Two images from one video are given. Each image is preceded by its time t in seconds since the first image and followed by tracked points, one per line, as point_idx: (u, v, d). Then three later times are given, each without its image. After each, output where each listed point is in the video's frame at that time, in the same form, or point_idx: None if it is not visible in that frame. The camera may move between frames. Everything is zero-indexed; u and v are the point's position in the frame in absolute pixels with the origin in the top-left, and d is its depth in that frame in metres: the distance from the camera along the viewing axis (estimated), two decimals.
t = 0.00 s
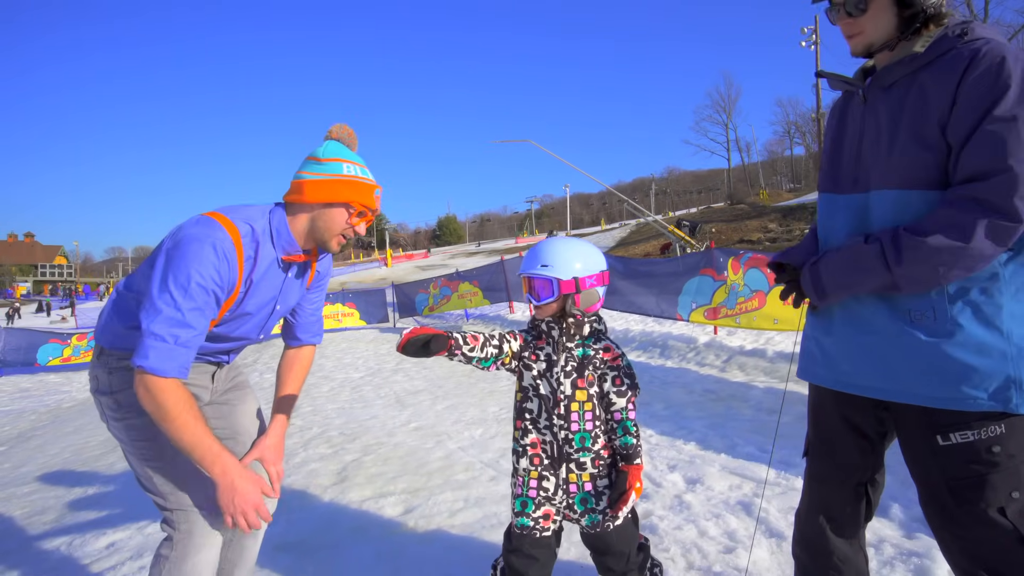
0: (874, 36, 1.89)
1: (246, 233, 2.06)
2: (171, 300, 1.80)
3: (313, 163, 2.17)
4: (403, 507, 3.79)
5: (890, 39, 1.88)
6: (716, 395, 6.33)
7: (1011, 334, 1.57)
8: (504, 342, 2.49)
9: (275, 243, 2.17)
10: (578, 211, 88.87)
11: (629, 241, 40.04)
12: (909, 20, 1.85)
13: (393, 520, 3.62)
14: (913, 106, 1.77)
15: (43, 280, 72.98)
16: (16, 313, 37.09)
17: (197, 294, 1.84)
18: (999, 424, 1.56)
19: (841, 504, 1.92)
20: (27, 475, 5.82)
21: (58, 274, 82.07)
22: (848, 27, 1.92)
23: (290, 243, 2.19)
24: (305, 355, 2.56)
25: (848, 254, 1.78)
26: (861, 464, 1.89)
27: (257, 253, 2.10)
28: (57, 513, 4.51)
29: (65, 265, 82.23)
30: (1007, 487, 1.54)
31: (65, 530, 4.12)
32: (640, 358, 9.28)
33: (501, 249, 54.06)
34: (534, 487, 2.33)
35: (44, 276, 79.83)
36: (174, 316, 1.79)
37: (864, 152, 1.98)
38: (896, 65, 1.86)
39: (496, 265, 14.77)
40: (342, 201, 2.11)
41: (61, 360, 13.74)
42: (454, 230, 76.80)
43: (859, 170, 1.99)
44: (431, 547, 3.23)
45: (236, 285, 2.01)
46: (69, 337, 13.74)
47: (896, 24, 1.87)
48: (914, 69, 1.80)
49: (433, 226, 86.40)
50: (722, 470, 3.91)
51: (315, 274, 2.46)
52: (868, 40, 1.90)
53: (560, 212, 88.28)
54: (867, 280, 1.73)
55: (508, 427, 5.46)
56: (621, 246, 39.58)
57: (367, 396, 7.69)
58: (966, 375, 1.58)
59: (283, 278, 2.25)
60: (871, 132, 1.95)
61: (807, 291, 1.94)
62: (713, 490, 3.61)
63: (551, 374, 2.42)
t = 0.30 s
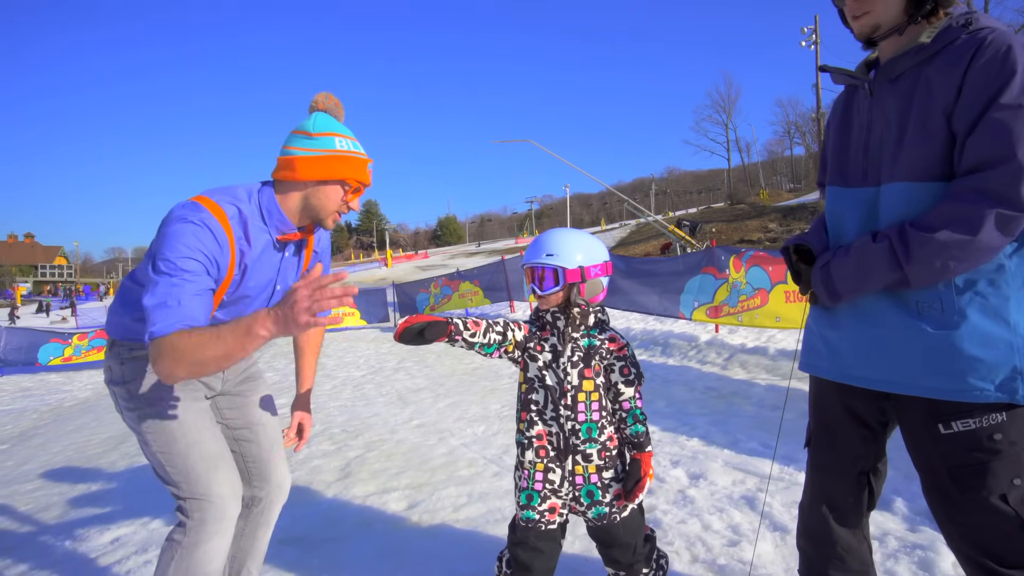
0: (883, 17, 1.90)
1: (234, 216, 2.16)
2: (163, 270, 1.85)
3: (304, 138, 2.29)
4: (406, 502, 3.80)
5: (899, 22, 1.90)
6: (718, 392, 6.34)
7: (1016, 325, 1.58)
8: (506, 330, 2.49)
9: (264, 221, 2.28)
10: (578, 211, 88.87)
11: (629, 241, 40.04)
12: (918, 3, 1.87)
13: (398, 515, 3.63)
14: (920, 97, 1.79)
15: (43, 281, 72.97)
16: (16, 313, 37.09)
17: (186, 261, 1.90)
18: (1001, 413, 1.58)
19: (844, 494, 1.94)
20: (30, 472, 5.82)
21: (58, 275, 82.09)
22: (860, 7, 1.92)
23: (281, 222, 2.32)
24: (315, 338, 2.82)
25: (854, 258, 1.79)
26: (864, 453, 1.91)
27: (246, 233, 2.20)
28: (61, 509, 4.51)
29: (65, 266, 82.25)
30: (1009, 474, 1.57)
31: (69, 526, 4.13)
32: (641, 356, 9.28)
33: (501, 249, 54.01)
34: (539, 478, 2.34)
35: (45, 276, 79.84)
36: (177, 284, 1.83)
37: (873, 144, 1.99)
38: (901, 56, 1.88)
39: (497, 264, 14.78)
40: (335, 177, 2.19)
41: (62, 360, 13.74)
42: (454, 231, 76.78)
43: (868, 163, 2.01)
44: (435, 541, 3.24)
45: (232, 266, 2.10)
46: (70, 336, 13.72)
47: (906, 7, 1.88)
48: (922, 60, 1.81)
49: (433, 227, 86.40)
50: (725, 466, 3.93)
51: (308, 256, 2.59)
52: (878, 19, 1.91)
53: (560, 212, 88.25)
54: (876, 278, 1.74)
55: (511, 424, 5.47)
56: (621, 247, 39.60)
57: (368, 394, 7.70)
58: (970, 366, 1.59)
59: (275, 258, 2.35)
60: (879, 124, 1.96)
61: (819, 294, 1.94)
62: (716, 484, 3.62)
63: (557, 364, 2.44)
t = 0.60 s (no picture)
0: (879, 18, 1.91)
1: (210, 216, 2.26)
2: (159, 267, 1.92)
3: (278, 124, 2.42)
4: (409, 501, 3.81)
5: (895, 23, 1.91)
6: (719, 391, 6.35)
7: (1017, 322, 1.59)
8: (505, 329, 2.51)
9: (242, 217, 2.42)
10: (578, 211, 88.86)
11: (630, 241, 40.05)
12: (914, 3, 1.89)
13: (401, 513, 3.64)
14: (919, 95, 1.80)
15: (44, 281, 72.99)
16: (16, 313, 37.08)
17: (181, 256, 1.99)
18: (999, 409, 1.60)
19: (844, 490, 1.95)
20: (32, 472, 5.82)
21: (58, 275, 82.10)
22: (855, 9, 1.94)
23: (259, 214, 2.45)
24: (301, 296, 3.22)
25: (858, 251, 1.80)
26: (864, 450, 1.92)
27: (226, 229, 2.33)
28: (64, 509, 4.52)
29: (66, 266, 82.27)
30: (1007, 470, 1.59)
31: (72, 525, 4.14)
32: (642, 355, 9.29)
33: (501, 249, 54.00)
34: (542, 476, 2.35)
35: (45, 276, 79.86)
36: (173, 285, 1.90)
37: (874, 143, 2.00)
38: (901, 55, 1.90)
39: (498, 264, 14.78)
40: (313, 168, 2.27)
41: (63, 360, 13.75)
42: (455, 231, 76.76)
43: (868, 161, 2.02)
44: (438, 538, 3.25)
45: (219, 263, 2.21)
46: (70, 336, 13.71)
47: (901, 9, 1.90)
48: (920, 59, 1.83)
49: (433, 227, 86.39)
50: (727, 464, 3.94)
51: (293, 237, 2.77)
52: (873, 21, 1.93)
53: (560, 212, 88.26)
54: (878, 271, 1.76)
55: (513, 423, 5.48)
56: (621, 247, 39.61)
57: (370, 393, 7.71)
58: (970, 363, 1.60)
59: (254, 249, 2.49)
60: (879, 123, 1.97)
61: (823, 287, 1.95)
62: (718, 483, 3.63)
63: (558, 361, 2.45)
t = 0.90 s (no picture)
0: (876, 21, 1.92)
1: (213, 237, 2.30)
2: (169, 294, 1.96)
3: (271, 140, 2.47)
4: (410, 501, 3.81)
5: (891, 25, 1.92)
6: (719, 391, 6.35)
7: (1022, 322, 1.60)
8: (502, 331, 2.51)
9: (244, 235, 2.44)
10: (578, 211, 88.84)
11: (629, 241, 40.05)
12: (910, 5, 1.89)
13: (401, 513, 3.65)
14: (921, 94, 1.81)
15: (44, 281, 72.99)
16: (17, 313, 37.11)
17: (186, 280, 2.01)
18: (1000, 409, 1.60)
19: (845, 490, 1.95)
20: (33, 472, 5.82)
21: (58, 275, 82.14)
22: (851, 16, 1.96)
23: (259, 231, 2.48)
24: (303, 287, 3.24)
25: (866, 248, 1.80)
26: (864, 450, 1.93)
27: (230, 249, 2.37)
28: (63, 509, 4.52)
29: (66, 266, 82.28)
30: (1008, 469, 1.59)
31: (72, 525, 4.13)
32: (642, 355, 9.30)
33: (501, 249, 53.96)
34: (540, 476, 2.36)
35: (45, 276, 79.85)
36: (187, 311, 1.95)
37: (874, 143, 2.00)
38: (901, 55, 1.91)
39: (498, 265, 14.78)
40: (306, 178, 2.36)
41: (63, 360, 13.76)
42: (454, 231, 76.79)
43: (870, 160, 2.02)
44: (439, 538, 3.26)
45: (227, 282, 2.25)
46: (70, 336, 13.71)
47: (898, 11, 1.90)
48: (920, 58, 1.84)
49: (433, 227, 86.38)
50: (727, 464, 3.94)
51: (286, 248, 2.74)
52: (870, 25, 1.94)
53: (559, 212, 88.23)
54: (886, 270, 1.76)
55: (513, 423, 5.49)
56: (621, 247, 39.61)
57: (371, 393, 7.72)
58: (975, 362, 1.61)
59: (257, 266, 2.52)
60: (879, 123, 1.97)
61: (829, 285, 1.95)
62: (719, 482, 3.64)
63: (558, 361, 2.46)
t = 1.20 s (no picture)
0: (876, 22, 1.93)
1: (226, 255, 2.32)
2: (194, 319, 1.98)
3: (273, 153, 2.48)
4: (410, 501, 3.81)
5: (892, 26, 1.91)
6: (720, 391, 6.35)
7: None
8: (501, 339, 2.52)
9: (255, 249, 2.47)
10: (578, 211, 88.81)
11: (630, 241, 40.06)
12: (910, 5, 1.89)
13: (401, 513, 3.65)
14: (924, 93, 1.81)
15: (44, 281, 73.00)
16: (18, 312, 37.13)
17: (212, 305, 2.04)
18: (1001, 409, 1.61)
19: (846, 490, 1.95)
20: (33, 472, 5.82)
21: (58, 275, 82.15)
22: (852, 17, 1.96)
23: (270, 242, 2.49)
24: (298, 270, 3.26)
25: (871, 248, 1.80)
26: (865, 451, 1.93)
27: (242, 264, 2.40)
28: (62, 509, 4.51)
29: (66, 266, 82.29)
30: (1009, 469, 1.60)
31: (72, 526, 4.13)
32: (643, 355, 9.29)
33: (500, 249, 53.93)
34: (537, 478, 2.37)
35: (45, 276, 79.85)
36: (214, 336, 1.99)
37: (875, 142, 2.00)
38: (902, 53, 1.91)
39: (498, 265, 14.77)
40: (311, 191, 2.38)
41: (63, 360, 13.75)
42: (455, 231, 76.79)
43: (871, 159, 2.02)
44: (440, 538, 3.26)
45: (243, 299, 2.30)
46: (70, 336, 13.70)
47: (898, 12, 1.90)
48: (921, 58, 1.84)
49: (433, 227, 86.35)
50: (728, 464, 3.95)
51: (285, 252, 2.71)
52: (871, 26, 1.94)
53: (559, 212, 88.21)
54: (891, 270, 1.75)
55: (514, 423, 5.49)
56: (621, 247, 39.60)
57: (371, 393, 7.72)
58: (979, 362, 1.60)
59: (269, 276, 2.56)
60: (880, 122, 1.97)
61: (834, 285, 1.94)
62: (719, 482, 3.64)
63: (552, 363, 2.45)
